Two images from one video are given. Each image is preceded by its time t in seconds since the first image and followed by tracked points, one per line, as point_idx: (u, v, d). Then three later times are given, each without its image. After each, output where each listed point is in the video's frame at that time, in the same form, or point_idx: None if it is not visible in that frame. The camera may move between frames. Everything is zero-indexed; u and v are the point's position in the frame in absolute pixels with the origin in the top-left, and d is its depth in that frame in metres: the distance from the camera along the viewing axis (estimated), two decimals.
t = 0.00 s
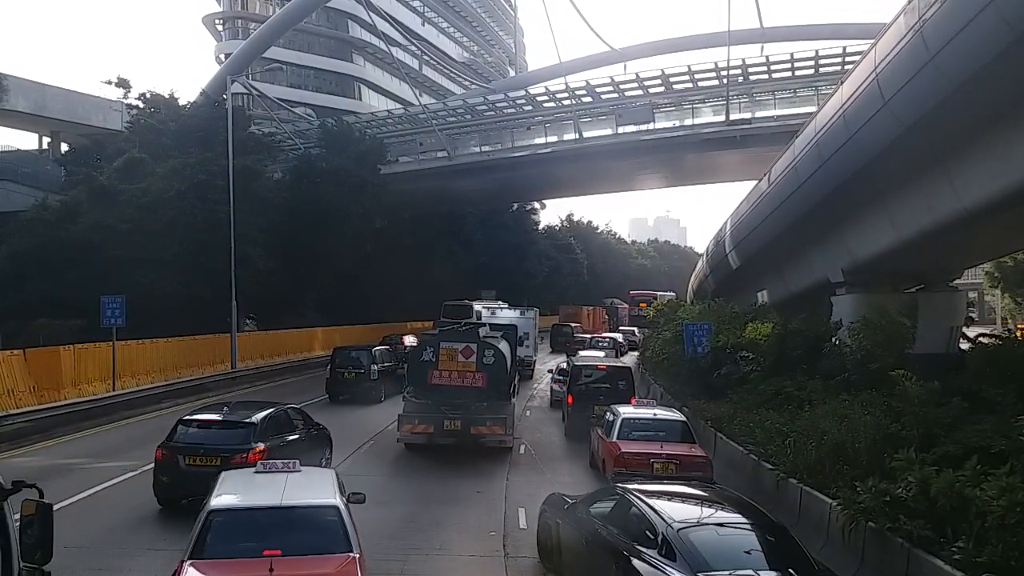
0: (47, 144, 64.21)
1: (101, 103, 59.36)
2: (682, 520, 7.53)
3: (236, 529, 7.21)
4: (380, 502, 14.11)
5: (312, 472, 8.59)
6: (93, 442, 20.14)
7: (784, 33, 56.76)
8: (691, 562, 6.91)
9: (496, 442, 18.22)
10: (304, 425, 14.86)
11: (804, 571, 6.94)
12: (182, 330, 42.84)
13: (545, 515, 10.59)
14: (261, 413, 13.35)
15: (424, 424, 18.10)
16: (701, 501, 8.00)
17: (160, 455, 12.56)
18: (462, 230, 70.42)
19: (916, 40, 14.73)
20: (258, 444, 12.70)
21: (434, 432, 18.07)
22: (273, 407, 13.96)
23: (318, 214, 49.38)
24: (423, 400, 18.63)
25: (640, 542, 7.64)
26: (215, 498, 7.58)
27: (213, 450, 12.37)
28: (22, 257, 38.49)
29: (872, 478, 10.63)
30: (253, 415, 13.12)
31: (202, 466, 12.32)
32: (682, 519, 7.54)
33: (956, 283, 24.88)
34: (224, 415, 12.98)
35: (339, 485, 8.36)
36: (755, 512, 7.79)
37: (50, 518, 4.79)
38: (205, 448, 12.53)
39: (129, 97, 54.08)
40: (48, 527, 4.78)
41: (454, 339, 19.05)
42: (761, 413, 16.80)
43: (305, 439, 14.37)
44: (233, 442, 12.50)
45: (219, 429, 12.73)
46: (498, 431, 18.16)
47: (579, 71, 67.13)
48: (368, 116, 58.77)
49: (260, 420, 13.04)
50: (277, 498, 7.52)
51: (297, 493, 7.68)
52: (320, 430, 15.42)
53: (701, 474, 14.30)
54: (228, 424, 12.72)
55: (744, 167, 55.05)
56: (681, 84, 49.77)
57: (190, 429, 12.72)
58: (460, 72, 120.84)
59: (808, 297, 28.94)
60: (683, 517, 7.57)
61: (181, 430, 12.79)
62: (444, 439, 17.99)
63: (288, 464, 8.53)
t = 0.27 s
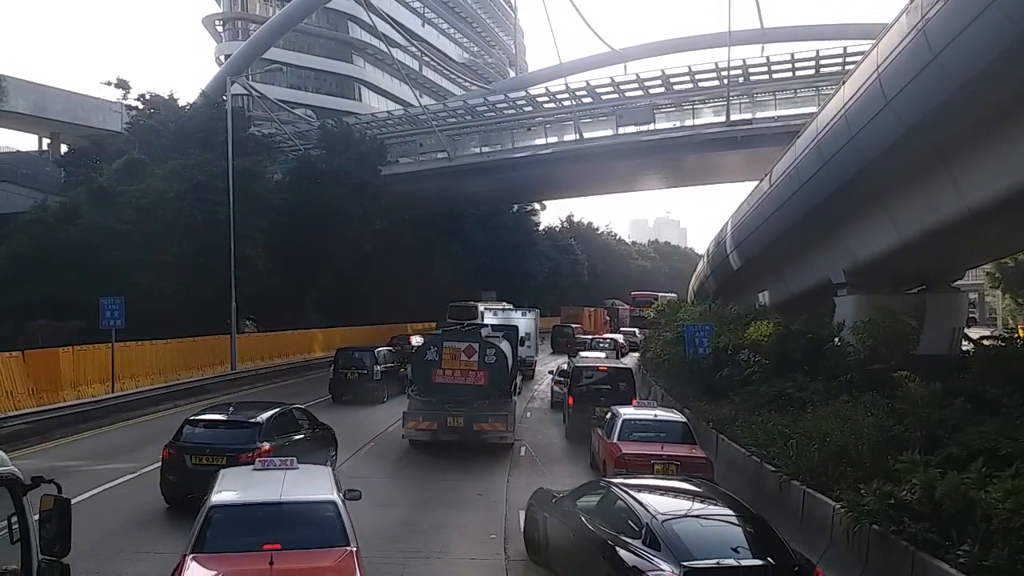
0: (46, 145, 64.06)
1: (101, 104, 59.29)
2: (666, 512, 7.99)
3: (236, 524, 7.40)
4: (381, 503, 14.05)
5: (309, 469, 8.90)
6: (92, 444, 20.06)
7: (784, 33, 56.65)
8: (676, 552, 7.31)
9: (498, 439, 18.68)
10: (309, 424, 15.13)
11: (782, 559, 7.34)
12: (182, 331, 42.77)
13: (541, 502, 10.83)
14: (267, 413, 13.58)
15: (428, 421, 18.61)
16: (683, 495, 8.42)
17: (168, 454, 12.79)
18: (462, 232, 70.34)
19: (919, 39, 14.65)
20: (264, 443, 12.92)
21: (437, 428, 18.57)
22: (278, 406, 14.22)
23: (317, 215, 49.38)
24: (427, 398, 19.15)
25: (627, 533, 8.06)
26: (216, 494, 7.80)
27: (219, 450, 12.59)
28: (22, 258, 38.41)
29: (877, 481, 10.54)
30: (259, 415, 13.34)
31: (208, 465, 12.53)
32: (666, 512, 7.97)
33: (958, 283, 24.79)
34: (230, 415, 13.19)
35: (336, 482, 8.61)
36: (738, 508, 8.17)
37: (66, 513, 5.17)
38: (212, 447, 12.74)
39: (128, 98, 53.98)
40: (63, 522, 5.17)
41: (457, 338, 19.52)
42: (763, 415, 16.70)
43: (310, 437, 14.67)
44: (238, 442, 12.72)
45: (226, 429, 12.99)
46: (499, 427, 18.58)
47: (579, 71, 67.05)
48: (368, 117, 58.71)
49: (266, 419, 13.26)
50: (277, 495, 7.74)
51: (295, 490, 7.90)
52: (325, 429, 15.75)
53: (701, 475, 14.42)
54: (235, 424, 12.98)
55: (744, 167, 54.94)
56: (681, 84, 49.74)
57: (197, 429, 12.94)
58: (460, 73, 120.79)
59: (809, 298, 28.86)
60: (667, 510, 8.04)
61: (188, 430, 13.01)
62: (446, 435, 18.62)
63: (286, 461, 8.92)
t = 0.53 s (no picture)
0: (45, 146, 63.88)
1: (100, 105, 59.20)
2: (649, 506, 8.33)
3: (236, 521, 7.68)
4: (381, 505, 13.99)
5: (307, 468, 9.24)
6: (91, 446, 20.01)
7: (786, 33, 56.53)
8: (660, 543, 7.63)
9: (499, 435, 19.45)
10: (316, 425, 15.40)
11: (761, 548, 7.64)
12: (182, 332, 42.71)
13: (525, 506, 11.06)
14: (274, 412, 13.77)
15: (432, 418, 19.46)
16: (667, 491, 8.76)
17: (176, 453, 12.97)
18: (462, 232, 70.32)
19: (922, 38, 14.55)
20: (271, 442, 13.09)
21: (441, 425, 19.42)
22: (285, 406, 14.43)
23: (318, 216, 49.38)
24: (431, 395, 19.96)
25: (614, 525, 8.41)
26: (217, 491, 8.12)
27: (226, 449, 12.76)
28: (22, 259, 38.33)
29: (882, 483, 10.44)
30: (266, 415, 13.53)
31: (215, 463, 12.71)
32: (649, 505, 8.32)
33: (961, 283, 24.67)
34: (238, 415, 13.39)
35: (333, 479, 8.90)
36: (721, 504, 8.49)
37: (84, 509, 5.36)
38: (219, 446, 12.92)
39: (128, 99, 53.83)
40: (83, 517, 5.36)
41: (460, 338, 20.26)
42: (766, 416, 16.61)
43: (316, 436, 14.95)
44: (246, 441, 12.91)
45: (233, 428, 13.16)
46: (501, 424, 19.38)
47: (580, 72, 66.96)
48: (368, 118, 58.67)
49: (272, 418, 13.45)
50: (276, 492, 8.05)
51: (294, 487, 8.21)
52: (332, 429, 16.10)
53: (701, 474, 14.44)
54: (241, 424, 13.14)
55: (745, 168, 54.87)
56: (682, 85, 49.69)
57: (204, 429, 13.12)
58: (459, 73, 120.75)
59: (811, 299, 28.77)
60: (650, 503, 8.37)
61: (196, 429, 13.19)
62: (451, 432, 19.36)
63: (284, 459, 9.35)
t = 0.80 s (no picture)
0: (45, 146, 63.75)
1: (100, 105, 59.11)
2: (637, 499, 8.58)
3: (235, 518, 7.70)
4: (382, 506, 13.86)
5: (306, 465, 9.24)
6: (91, 447, 19.92)
7: (787, 33, 56.42)
8: (648, 535, 7.89)
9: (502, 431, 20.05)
10: (322, 424, 15.58)
11: (744, 539, 8.02)
12: (182, 333, 42.62)
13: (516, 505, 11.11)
14: (280, 412, 13.94)
15: (437, 414, 20.05)
16: (656, 486, 9.01)
17: (184, 451, 13.10)
18: (463, 232, 70.22)
19: (926, 36, 14.45)
20: (278, 441, 13.25)
21: (445, 420, 20.01)
22: (291, 406, 14.62)
23: (317, 216, 49.30)
24: (435, 391, 20.53)
25: (601, 518, 8.68)
26: (217, 489, 8.13)
27: (234, 447, 12.90)
28: (21, 259, 38.26)
29: (888, 485, 10.33)
30: (273, 414, 13.71)
31: (223, 461, 12.84)
32: (637, 498, 8.60)
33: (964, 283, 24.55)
34: (245, 414, 13.56)
35: (332, 477, 8.90)
36: (708, 499, 8.75)
37: (100, 504, 5.57)
38: (226, 444, 13.05)
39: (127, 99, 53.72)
40: (97, 512, 5.57)
41: (464, 337, 20.87)
42: (769, 417, 16.51)
43: (323, 436, 15.19)
44: (253, 439, 13.07)
45: (240, 427, 13.31)
46: (504, 420, 20.00)
47: (580, 72, 66.85)
48: (369, 118, 58.57)
49: (279, 418, 13.63)
50: (276, 490, 8.05)
51: (293, 485, 8.21)
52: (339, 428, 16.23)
53: (703, 473, 14.35)
54: (251, 423, 13.32)
55: (746, 168, 54.75)
56: (683, 84, 49.58)
57: (213, 427, 13.27)
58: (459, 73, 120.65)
59: (813, 298, 28.67)
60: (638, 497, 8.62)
61: (204, 428, 13.34)
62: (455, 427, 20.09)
63: (282, 457, 9.35)
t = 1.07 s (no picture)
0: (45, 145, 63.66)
1: (100, 105, 59.04)
2: (628, 495, 8.67)
3: (235, 515, 7.67)
4: (381, 509, 13.75)
5: (304, 464, 9.23)
6: (90, 447, 19.85)
7: (788, 32, 56.27)
8: (639, 530, 7.97)
9: (505, 427, 20.51)
10: (329, 422, 15.76)
11: (733, 533, 8.19)
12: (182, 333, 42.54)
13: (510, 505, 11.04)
14: (288, 411, 14.13)
15: (441, 411, 20.47)
16: (650, 484, 9.07)
17: (193, 448, 13.25)
18: (463, 232, 70.12)
19: (931, 33, 14.33)
20: (286, 438, 13.43)
21: (449, 417, 20.43)
22: (299, 405, 14.82)
23: (318, 216, 49.22)
24: (438, 389, 20.90)
25: (592, 513, 8.77)
26: (216, 487, 8.10)
27: (243, 444, 13.06)
28: (21, 259, 38.19)
29: (894, 486, 10.21)
30: (281, 412, 13.90)
31: (232, 458, 12.99)
32: (628, 494, 8.69)
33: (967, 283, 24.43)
34: (254, 412, 13.76)
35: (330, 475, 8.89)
36: (700, 497, 8.84)
37: (113, 501, 5.61)
38: (235, 442, 13.21)
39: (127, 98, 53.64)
40: (111, 509, 5.62)
41: (467, 336, 21.11)
42: (772, 418, 16.38)
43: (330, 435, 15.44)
44: (262, 436, 13.24)
45: (249, 425, 13.50)
46: (506, 417, 20.45)
47: (581, 71, 66.72)
48: (369, 117, 58.50)
49: (287, 416, 13.82)
50: (275, 487, 8.04)
51: (292, 483, 8.20)
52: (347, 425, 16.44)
53: (705, 472, 14.26)
54: (262, 422, 13.50)
55: (747, 167, 54.63)
56: (684, 84, 49.46)
57: (222, 425, 13.44)
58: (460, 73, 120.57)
59: (815, 298, 28.56)
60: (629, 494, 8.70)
61: (213, 426, 13.51)
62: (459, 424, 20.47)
63: (281, 456, 9.31)
